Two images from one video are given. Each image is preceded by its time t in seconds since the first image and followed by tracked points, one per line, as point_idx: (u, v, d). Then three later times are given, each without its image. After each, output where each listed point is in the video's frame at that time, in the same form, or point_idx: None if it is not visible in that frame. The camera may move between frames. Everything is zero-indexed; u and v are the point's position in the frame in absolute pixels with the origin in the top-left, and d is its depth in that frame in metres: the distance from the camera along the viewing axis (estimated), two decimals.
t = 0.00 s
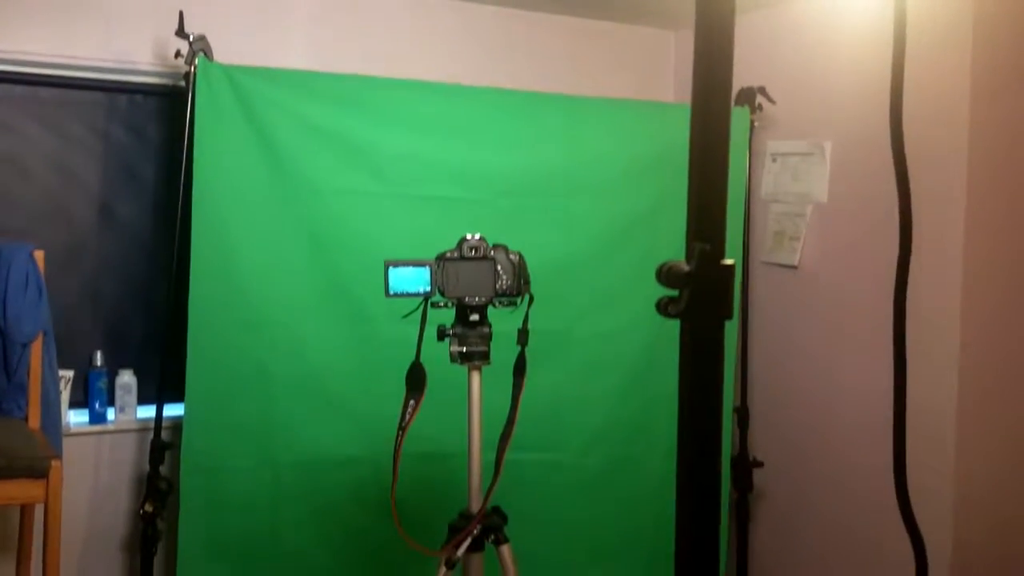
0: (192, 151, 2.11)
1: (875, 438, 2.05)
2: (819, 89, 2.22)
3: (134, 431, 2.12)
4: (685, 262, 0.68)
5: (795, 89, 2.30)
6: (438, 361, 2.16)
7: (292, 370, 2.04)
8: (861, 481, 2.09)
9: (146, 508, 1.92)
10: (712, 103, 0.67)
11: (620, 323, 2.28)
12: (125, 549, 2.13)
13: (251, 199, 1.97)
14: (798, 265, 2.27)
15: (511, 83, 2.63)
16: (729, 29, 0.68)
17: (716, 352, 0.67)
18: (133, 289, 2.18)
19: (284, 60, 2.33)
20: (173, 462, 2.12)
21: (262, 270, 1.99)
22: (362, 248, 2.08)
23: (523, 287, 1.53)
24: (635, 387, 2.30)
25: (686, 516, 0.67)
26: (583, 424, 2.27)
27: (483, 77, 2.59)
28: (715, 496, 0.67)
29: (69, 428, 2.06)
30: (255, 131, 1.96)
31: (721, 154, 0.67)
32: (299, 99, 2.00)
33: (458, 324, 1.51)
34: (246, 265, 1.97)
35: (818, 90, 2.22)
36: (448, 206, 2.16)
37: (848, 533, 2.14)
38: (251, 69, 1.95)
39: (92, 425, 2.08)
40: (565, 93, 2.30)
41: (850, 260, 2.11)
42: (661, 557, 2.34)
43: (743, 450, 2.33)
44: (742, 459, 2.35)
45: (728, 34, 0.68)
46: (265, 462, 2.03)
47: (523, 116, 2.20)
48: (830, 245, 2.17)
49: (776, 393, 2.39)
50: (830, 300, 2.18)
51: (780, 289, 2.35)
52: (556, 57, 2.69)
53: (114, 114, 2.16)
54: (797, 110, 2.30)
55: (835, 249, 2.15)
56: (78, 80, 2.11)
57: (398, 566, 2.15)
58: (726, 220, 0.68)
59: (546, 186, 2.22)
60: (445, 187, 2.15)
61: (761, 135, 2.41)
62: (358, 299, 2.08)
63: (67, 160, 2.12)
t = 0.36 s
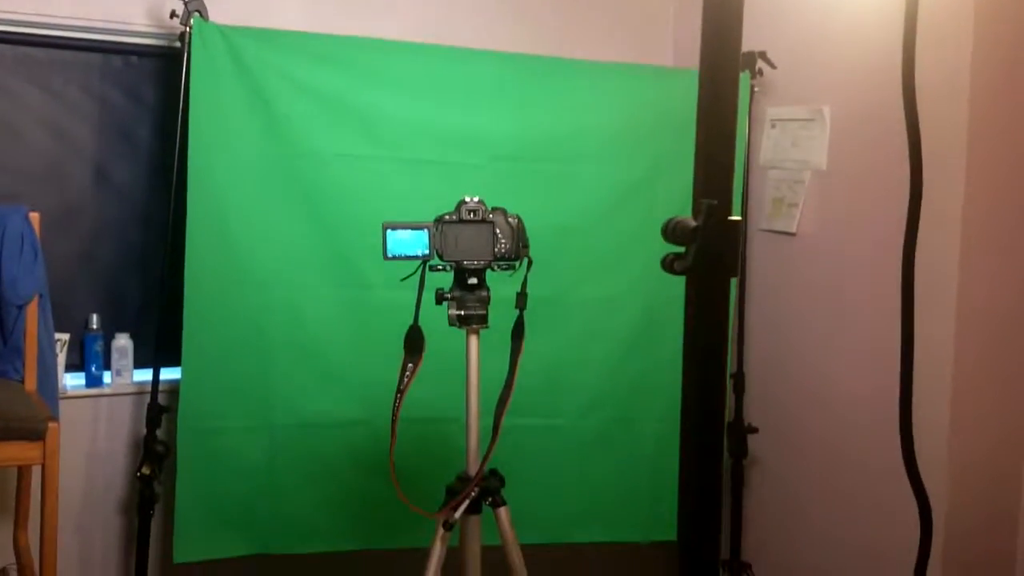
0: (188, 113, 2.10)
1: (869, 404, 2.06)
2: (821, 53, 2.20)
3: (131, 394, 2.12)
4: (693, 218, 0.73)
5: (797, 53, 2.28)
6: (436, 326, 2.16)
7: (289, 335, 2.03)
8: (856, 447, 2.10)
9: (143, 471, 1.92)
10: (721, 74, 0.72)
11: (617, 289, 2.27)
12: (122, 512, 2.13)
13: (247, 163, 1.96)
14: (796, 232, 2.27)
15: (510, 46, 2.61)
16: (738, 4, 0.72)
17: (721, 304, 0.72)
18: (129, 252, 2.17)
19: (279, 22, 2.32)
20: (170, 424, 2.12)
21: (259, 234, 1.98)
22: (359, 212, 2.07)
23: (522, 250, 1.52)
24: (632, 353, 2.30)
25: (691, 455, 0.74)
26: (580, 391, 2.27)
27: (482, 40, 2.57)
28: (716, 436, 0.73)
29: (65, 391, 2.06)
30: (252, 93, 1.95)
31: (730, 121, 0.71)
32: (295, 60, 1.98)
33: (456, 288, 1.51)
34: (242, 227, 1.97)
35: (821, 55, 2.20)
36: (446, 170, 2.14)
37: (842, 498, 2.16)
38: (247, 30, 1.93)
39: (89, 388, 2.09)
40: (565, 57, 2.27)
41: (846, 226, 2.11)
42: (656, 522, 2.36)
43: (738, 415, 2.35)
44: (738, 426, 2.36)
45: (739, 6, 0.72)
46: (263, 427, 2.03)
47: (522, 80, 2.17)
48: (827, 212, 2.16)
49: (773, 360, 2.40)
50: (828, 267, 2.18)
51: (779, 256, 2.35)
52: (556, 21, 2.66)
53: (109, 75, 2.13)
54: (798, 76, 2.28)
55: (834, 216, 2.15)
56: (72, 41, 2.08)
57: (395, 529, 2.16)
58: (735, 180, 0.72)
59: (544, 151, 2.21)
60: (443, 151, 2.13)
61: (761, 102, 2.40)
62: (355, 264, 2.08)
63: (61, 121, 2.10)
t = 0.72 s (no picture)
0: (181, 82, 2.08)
1: (860, 377, 2.07)
2: (818, 25, 2.18)
3: (123, 365, 2.11)
4: (700, 179, 0.79)
5: (794, 25, 2.27)
6: (430, 298, 2.15)
7: (282, 306, 2.03)
8: (847, 419, 2.12)
9: (136, 441, 1.91)
10: (725, 59, 0.76)
11: (612, 261, 2.27)
12: (115, 483, 2.13)
13: (238, 134, 1.95)
14: (790, 205, 2.28)
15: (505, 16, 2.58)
16: None
17: (725, 288, 0.78)
18: (120, 222, 2.16)
19: None
20: (163, 395, 2.12)
21: (251, 206, 1.98)
22: (352, 183, 2.06)
23: (518, 220, 1.53)
24: (627, 326, 2.30)
25: (693, 415, 0.79)
26: (573, 363, 2.28)
27: (476, 10, 2.54)
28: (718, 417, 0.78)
29: (57, 361, 2.05)
30: (244, 62, 1.94)
31: (735, 94, 0.76)
32: (286, 30, 1.97)
33: (451, 258, 1.51)
34: (234, 198, 1.96)
35: (817, 26, 2.19)
36: (440, 142, 2.13)
37: (832, 470, 2.17)
38: None
39: (80, 358, 2.08)
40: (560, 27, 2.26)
41: (840, 199, 2.11)
42: (648, 494, 2.37)
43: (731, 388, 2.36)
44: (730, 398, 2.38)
45: None
46: (256, 398, 2.03)
47: (515, 50, 2.15)
48: (822, 185, 2.17)
49: (766, 333, 2.41)
50: (822, 240, 2.18)
51: (774, 229, 2.36)
52: None
53: (99, 44, 2.10)
54: (794, 48, 2.27)
55: (827, 189, 2.15)
56: (62, 9, 2.05)
57: (389, 501, 2.17)
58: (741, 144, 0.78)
59: (539, 123, 2.19)
60: (436, 122, 2.12)
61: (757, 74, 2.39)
62: (349, 235, 2.07)
63: (51, 89, 2.08)
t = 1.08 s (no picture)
0: (173, 55, 2.06)
1: (851, 353, 2.09)
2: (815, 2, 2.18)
3: (115, 340, 2.11)
4: (703, 148, 0.83)
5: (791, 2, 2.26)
6: (424, 275, 2.15)
7: (275, 282, 2.02)
8: (838, 394, 2.15)
9: (129, 416, 1.91)
10: (731, 34, 0.80)
11: (606, 239, 2.27)
12: (107, 457, 2.14)
13: (231, 111, 1.94)
14: (783, 183, 2.28)
15: None
16: None
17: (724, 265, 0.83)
18: (113, 196, 2.15)
19: None
20: (155, 370, 2.12)
21: (245, 182, 1.97)
22: (346, 160, 2.05)
23: (514, 195, 1.52)
24: (621, 304, 2.31)
25: (695, 379, 0.84)
26: (566, 341, 2.28)
27: None
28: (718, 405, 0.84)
29: (50, 336, 2.04)
30: (238, 38, 1.93)
31: (738, 74, 0.81)
32: (281, 5, 1.95)
33: (447, 234, 1.51)
34: (228, 174, 1.95)
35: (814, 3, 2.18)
36: (434, 118, 2.12)
37: (826, 447, 2.19)
38: None
39: (73, 332, 2.07)
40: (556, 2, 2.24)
41: (836, 178, 2.12)
42: (641, 471, 2.39)
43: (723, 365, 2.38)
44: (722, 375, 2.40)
45: None
46: (251, 375, 2.04)
47: (511, 25, 2.14)
48: (817, 164, 2.17)
49: (758, 311, 2.42)
50: (816, 218, 2.19)
51: (766, 207, 2.36)
52: None
53: (93, 17, 2.08)
54: (790, 25, 2.26)
55: (822, 168, 2.15)
56: None
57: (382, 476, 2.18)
58: (743, 115, 0.82)
59: (534, 100, 2.18)
60: (431, 98, 2.11)
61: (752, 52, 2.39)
62: (344, 211, 2.06)
63: (42, 62, 2.04)
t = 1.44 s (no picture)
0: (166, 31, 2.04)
1: (847, 327, 2.13)
2: None
3: (112, 318, 2.11)
4: (712, 114, 0.77)
5: None
6: (421, 252, 2.15)
7: (271, 260, 2.02)
8: (830, 365, 2.18)
9: (126, 394, 1.91)
10: None
11: (603, 216, 2.27)
12: (105, 435, 2.14)
13: (225, 89, 1.93)
14: (780, 159, 2.28)
15: None
16: None
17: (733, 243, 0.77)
18: (107, 174, 2.14)
19: None
20: (152, 348, 2.11)
21: (240, 161, 1.96)
22: (343, 136, 2.04)
23: (513, 170, 1.51)
24: (618, 281, 2.31)
25: (702, 363, 0.79)
26: (564, 318, 2.29)
27: None
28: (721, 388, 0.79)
29: (46, 314, 2.03)
30: (233, 13, 1.90)
31: (746, 34, 0.75)
32: None
33: (446, 209, 1.51)
34: (223, 152, 1.94)
35: None
36: (431, 94, 2.11)
37: (827, 421, 2.21)
38: None
39: (69, 311, 2.07)
40: None
41: (835, 154, 2.12)
42: (637, 447, 2.40)
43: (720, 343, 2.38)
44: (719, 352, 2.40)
45: None
46: (248, 354, 2.03)
47: None
48: (814, 139, 2.17)
49: (752, 288, 2.42)
50: (814, 195, 2.19)
51: (761, 183, 2.36)
52: None
53: None
54: None
55: (820, 144, 2.15)
56: None
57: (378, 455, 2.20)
58: (751, 78, 0.77)
59: (532, 75, 2.17)
60: (428, 74, 2.09)
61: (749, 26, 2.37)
62: (339, 190, 2.06)
63: (34, 38, 2.02)
